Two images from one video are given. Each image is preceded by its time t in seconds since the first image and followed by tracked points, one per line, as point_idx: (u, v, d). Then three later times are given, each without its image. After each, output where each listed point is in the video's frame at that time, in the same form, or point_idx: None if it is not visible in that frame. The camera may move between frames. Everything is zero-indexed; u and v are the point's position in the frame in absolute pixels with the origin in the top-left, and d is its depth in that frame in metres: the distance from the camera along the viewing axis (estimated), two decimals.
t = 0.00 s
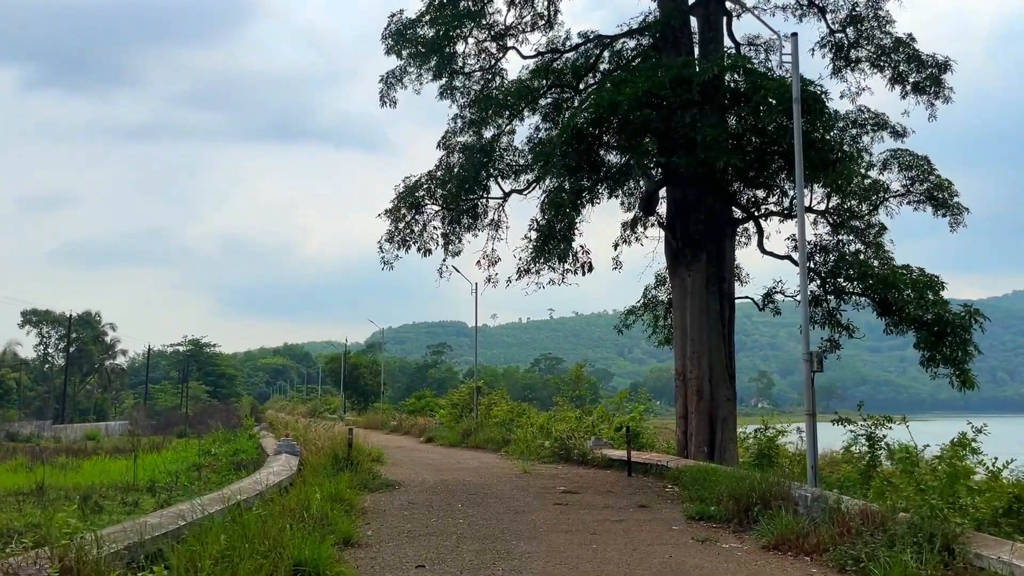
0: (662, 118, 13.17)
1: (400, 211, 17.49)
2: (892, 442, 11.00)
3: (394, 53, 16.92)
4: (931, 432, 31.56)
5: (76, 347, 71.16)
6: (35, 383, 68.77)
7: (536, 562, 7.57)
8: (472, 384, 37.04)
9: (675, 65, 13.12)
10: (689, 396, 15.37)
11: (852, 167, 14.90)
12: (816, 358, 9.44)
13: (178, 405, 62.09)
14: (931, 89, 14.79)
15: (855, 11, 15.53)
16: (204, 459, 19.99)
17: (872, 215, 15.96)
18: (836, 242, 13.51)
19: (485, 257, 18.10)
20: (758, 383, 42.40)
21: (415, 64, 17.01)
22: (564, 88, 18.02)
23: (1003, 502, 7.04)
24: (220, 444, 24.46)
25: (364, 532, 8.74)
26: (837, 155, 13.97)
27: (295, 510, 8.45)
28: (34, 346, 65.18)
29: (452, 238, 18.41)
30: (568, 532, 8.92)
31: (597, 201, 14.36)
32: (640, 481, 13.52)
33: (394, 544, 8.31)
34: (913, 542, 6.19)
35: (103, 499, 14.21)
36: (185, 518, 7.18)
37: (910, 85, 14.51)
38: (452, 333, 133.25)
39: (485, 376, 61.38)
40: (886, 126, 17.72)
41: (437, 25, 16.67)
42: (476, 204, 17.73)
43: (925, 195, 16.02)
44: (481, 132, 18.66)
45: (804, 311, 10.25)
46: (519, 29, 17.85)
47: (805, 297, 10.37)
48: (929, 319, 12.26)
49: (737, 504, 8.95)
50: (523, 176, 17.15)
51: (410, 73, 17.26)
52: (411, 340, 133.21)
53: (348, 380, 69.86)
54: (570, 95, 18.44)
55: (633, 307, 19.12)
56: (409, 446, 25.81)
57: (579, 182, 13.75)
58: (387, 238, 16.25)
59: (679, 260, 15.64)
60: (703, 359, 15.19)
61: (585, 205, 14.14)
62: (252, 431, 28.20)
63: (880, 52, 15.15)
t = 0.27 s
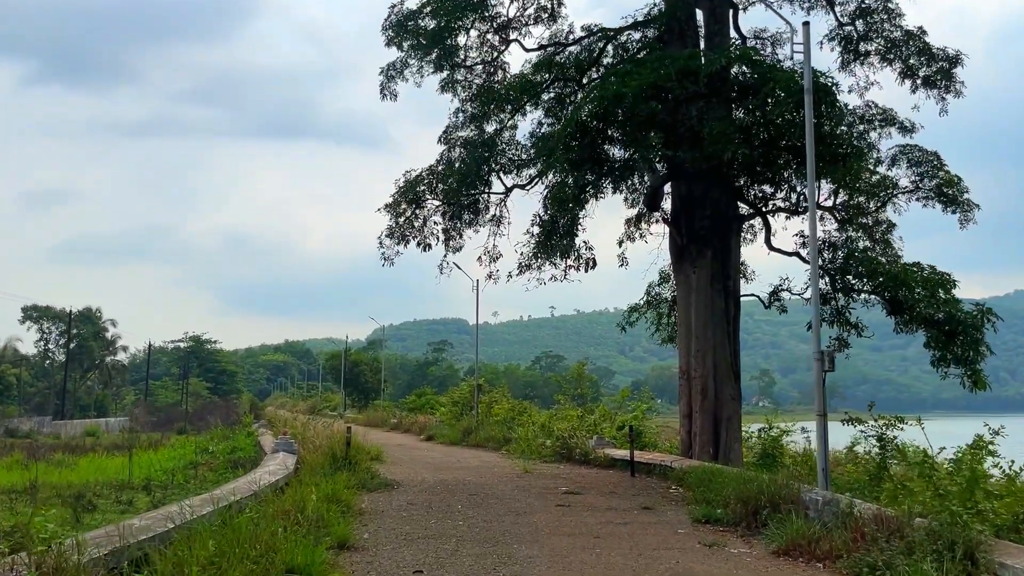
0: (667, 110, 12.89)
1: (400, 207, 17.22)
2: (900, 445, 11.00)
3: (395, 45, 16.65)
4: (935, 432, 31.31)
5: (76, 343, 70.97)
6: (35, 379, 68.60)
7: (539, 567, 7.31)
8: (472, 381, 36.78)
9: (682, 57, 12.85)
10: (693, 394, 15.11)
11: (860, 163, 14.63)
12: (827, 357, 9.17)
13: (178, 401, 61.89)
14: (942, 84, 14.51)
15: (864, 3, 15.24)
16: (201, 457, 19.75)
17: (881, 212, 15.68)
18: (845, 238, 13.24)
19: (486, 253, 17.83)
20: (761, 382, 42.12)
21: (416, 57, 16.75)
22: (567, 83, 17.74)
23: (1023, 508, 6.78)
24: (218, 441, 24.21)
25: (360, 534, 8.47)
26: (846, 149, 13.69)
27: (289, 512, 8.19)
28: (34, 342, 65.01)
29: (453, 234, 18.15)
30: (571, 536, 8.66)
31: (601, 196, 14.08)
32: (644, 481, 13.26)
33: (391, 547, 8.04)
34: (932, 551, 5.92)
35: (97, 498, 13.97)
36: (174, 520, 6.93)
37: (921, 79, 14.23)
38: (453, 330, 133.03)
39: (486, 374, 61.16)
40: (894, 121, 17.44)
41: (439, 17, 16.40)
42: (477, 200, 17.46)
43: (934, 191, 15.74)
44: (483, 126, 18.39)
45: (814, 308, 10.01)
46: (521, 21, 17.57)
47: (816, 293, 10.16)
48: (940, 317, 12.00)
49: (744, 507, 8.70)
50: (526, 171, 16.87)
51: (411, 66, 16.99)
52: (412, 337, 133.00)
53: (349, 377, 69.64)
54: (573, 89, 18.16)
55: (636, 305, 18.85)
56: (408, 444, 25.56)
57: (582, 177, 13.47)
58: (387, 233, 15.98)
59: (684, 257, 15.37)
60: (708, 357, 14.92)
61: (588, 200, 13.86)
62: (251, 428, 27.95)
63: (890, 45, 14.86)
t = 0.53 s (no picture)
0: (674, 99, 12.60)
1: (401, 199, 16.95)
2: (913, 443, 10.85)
3: (396, 35, 16.37)
4: (940, 430, 31.01)
5: (79, 338, 70.84)
6: (37, 374, 68.47)
7: (542, 568, 7.04)
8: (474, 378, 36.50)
9: (689, 44, 12.55)
10: (698, 391, 14.84)
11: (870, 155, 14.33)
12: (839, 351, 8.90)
13: (180, 397, 61.71)
14: (954, 74, 14.21)
15: None
16: (200, 452, 19.51)
17: (890, 205, 15.38)
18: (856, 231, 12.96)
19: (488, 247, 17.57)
20: (765, 379, 41.81)
21: (417, 47, 16.48)
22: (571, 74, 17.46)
23: None
24: (217, 437, 23.97)
25: (357, 533, 8.21)
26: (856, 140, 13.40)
27: (283, 511, 7.93)
28: (36, 337, 64.84)
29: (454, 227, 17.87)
30: (575, 535, 8.39)
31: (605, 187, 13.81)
32: (648, 478, 13.01)
33: (389, 546, 7.79)
34: (954, 553, 5.69)
35: (92, 493, 13.73)
36: (164, 518, 6.67)
37: (933, 69, 13.93)
38: (455, 326, 132.79)
39: (488, 370, 60.89)
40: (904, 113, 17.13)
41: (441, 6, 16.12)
42: (479, 192, 17.19)
43: (945, 184, 15.45)
44: (485, 118, 18.10)
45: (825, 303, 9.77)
46: (524, 11, 17.28)
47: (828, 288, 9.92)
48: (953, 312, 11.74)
49: (753, 506, 8.44)
50: (528, 163, 16.59)
51: (412, 56, 16.71)
52: (414, 334, 132.78)
53: (351, 373, 69.43)
54: (577, 81, 17.88)
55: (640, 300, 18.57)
56: (409, 440, 25.31)
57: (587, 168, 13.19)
58: (387, 225, 15.71)
59: (690, 251, 15.10)
60: (714, 353, 14.65)
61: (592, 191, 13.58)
62: (251, 424, 27.71)
63: (901, 35, 14.55)
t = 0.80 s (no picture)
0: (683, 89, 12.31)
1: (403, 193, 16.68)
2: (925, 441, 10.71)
3: (399, 26, 16.10)
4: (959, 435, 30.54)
5: (84, 333, 70.83)
6: (42, 369, 68.45)
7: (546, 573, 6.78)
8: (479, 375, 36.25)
9: (698, 33, 12.26)
10: (706, 389, 14.56)
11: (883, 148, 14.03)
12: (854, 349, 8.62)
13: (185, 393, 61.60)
14: (969, 66, 13.89)
15: None
16: (201, 450, 19.30)
17: (903, 200, 15.07)
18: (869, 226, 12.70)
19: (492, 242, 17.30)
20: (771, 377, 41.48)
21: (421, 38, 16.20)
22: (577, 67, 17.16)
23: None
24: (219, 433, 23.77)
25: (355, 536, 7.96)
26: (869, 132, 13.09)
27: (278, 512, 7.68)
28: (41, 332, 64.83)
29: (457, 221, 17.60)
30: (581, 539, 8.12)
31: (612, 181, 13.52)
32: (655, 478, 12.74)
33: (389, 549, 7.55)
34: (980, 564, 5.45)
35: (89, 492, 13.52)
36: (155, 520, 6.43)
37: (948, 61, 13.60)
38: (460, 323, 132.61)
39: (492, 367, 60.67)
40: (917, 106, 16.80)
41: None
42: (483, 186, 16.90)
43: (959, 178, 15.13)
44: (490, 112, 17.81)
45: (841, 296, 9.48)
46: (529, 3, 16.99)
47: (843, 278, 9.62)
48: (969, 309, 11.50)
49: (765, 509, 8.17)
50: (533, 157, 16.30)
51: (415, 48, 16.43)
52: (419, 330, 132.61)
53: (355, 369, 69.25)
54: (582, 74, 17.58)
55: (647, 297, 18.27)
56: (413, 438, 25.07)
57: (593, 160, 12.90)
58: (389, 219, 15.45)
59: (698, 247, 14.80)
60: (722, 350, 14.35)
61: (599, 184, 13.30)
62: (254, 421, 27.50)
63: (915, 25, 14.23)
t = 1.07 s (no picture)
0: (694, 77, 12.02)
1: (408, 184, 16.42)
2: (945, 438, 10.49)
3: (404, 15, 15.84)
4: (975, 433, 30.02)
5: (90, 327, 70.84)
6: (49, 363, 68.50)
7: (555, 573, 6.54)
8: (484, 369, 36.00)
9: (710, 20, 11.96)
10: (715, 384, 14.30)
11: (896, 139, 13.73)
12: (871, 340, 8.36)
13: (190, 387, 61.55)
14: (986, 54, 13.57)
15: None
16: (204, 443, 19.12)
17: (917, 192, 14.75)
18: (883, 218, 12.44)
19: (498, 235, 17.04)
20: (778, 373, 41.17)
21: (426, 28, 15.93)
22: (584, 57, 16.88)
23: None
24: (222, 427, 23.58)
25: (357, 533, 7.74)
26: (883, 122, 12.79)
27: (277, 509, 7.45)
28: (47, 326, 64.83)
29: (463, 213, 17.35)
30: (588, 537, 7.87)
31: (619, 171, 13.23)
32: (664, 474, 12.50)
33: (391, 547, 7.33)
34: (1010, 568, 5.21)
35: (89, 486, 13.33)
36: (150, 516, 6.20)
37: (965, 48, 13.30)
38: (466, 318, 132.44)
39: (498, 362, 60.45)
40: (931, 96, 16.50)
41: None
42: (488, 178, 16.64)
43: (975, 169, 14.82)
44: (496, 103, 17.55)
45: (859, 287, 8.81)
46: None
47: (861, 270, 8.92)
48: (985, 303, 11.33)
49: (779, 507, 7.93)
50: (540, 148, 16.04)
51: (420, 37, 16.17)
52: (425, 325, 132.49)
53: (360, 364, 69.10)
54: (590, 64, 17.28)
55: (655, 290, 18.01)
56: (418, 432, 24.87)
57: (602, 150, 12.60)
58: (394, 210, 15.20)
59: (707, 239, 14.53)
60: (731, 344, 14.10)
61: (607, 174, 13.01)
62: (258, 414, 27.32)
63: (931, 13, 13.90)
